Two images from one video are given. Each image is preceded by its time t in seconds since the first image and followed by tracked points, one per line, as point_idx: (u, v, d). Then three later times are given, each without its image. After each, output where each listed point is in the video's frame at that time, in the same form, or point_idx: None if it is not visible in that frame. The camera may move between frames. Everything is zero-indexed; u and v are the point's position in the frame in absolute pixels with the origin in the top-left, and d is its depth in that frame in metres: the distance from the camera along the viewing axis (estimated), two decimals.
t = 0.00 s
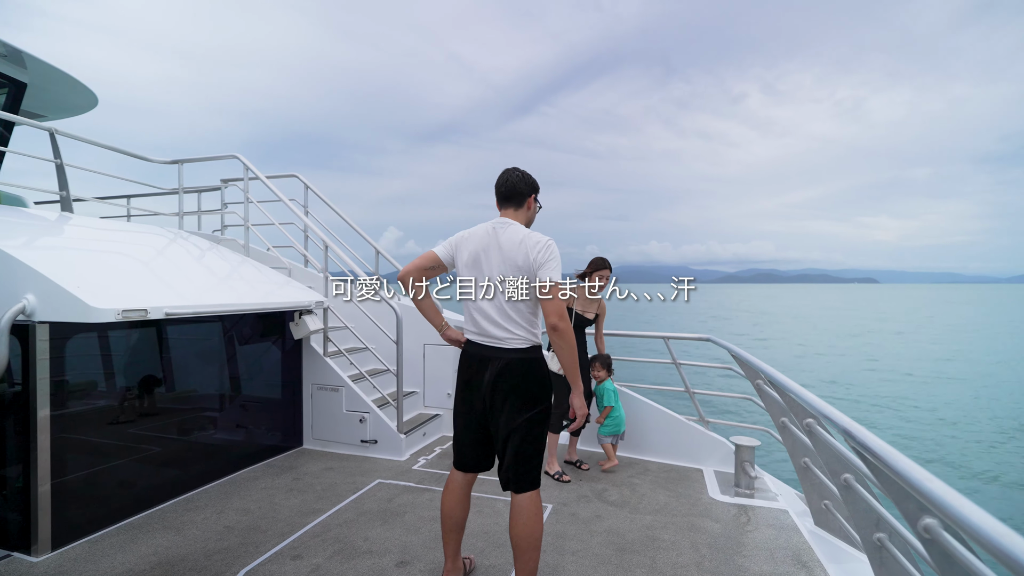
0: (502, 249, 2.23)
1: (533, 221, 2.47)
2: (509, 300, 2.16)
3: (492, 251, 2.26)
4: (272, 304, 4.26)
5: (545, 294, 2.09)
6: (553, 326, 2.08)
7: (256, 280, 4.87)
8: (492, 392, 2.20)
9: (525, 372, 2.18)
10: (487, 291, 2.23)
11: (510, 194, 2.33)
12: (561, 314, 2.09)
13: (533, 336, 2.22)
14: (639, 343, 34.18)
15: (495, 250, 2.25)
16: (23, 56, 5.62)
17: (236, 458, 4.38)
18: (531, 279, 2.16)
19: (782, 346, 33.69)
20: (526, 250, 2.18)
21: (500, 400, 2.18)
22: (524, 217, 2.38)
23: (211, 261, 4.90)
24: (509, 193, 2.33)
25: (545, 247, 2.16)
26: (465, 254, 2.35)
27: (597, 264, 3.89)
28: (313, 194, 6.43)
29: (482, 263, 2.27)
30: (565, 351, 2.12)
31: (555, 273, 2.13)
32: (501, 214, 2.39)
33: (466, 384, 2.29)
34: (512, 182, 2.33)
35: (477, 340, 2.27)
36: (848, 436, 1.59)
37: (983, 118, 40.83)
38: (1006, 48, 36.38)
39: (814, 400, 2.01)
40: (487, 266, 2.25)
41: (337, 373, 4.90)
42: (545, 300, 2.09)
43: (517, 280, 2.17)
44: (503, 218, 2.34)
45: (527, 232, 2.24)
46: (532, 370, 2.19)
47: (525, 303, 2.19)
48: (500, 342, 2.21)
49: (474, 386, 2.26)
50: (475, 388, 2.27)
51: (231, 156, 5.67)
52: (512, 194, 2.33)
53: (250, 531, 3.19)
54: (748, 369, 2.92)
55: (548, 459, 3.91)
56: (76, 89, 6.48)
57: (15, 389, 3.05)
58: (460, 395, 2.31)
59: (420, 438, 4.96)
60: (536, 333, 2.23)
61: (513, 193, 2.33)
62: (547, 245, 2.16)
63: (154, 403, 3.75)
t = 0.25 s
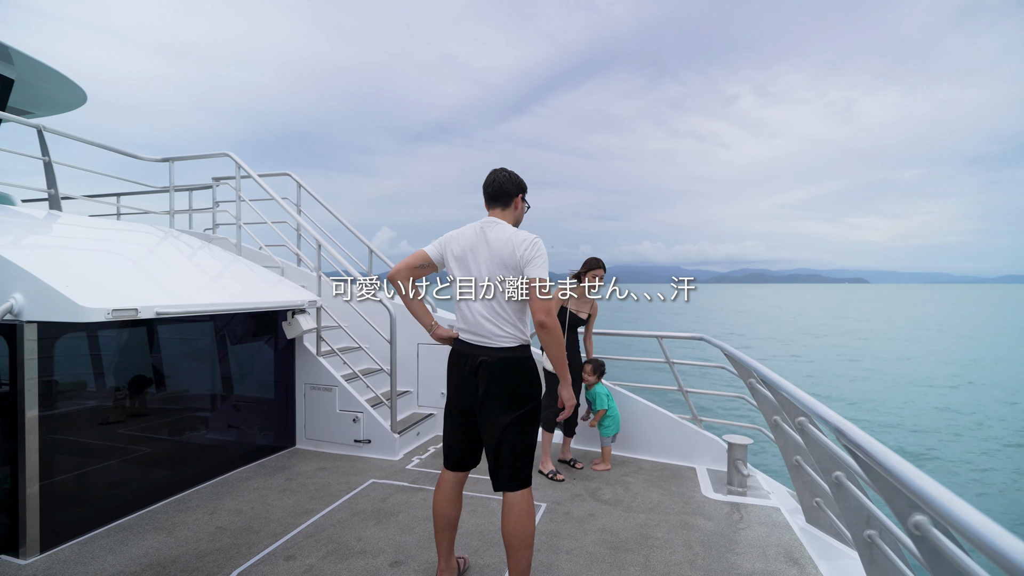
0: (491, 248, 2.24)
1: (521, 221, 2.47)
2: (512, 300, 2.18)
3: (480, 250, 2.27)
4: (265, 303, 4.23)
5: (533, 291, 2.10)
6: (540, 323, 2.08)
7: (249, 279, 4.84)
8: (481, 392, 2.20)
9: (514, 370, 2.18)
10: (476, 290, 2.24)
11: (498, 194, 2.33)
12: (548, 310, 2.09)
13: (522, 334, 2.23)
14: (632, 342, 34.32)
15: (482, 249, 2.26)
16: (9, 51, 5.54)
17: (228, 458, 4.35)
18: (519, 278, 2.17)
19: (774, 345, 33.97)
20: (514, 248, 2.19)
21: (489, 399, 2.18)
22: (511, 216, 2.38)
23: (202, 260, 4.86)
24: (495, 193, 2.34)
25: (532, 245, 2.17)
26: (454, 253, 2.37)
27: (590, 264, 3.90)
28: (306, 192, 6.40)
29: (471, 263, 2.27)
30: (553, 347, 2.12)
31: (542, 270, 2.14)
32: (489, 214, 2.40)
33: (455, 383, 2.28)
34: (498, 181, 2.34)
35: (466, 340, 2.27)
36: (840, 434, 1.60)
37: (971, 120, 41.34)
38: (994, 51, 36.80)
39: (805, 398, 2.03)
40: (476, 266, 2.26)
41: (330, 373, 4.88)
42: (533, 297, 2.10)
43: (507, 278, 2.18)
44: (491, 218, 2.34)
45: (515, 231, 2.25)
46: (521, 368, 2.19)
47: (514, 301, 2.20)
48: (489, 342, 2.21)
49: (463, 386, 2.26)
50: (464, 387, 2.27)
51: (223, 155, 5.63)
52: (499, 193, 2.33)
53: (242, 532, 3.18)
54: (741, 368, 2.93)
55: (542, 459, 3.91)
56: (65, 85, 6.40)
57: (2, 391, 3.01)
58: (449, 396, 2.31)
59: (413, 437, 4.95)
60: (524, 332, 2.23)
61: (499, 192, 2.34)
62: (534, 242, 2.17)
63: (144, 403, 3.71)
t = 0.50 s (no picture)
0: (480, 248, 2.26)
1: (512, 220, 2.48)
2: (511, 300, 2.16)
3: (471, 250, 2.29)
4: (259, 302, 4.22)
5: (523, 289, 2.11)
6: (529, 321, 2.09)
7: (243, 277, 4.82)
8: (474, 389, 2.20)
9: (506, 368, 2.19)
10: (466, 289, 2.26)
11: (487, 193, 2.35)
12: (537, 308, 2.09)
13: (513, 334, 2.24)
14: (625, 342, 34.45)
15: (472, 249, 2.28)
16: None
17: (221, 457, 4.33)
18: (508, 277, 2.18)
19: (765, 344, 34.23)
20: (504, 248, 2.21)
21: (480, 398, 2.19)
22: (501, 216, 2.39)
23: (194, 258, 4.84)
24: (485, 193, 2.35)
25: (522, 244, 2.19)
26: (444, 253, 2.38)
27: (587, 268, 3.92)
28: (300, 191, 6.39)
29: (462, 264, 2.29)
30: (541, 346, 2.14)
31: (532, 268, 2.16)
32: (479, 214, 2.41)
33: (448, 382, 2.29)
34: (487, 182, 2.36)
35: (456, 339, 2.28)
36: (832, 432, 1.62)
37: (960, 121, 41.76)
38: (984, 53, 37.17)
39: (798, 396, 2.05)
40: (467, 267, 2.28)
41: (323, 372, 4.87)
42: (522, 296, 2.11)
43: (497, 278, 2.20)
44: (480, 218, 2.36)
45: (504, 230, 2.27)
46: (511, 365, 2.20)
47: (504, 300, 2.21)
48: (481, 341, 2.22)
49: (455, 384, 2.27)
50: (456, 384, 2.28)
51: (216, 152, 5.60)
52: (488, 193, 2.35)
53: (236, 531, 3.17)
54: (734, 366, 2.95)
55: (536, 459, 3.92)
56: (54, 80, 6.32)
57: None
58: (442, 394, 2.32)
59: (408, 436, 4.95)
60: (513, 330, 2.24)
61: (488, 192, 2.35)
62: (523, 242, 2.20)
63: (136, 402, 3.69)
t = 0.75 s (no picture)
0: (470, 247, 2.26)
1: (503, 220, 2.48)
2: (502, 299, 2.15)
3: (460, 250, 2.29)
4: (252, 301, 4.20)
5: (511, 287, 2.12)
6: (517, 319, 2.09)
7: (236, 277, 4.79)
8: (466, 388, 2.21)
9: (497, 367, 2.19)
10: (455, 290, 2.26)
11: (477, 193, 2.35)
12: (525, 306, 2.09)
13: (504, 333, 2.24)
14: (620, 341, 34.53)
15: (462, 249, 2.28)
16: None
17: (213, 457, 4.31)
18: (497, 276, 2.18)
19: (759, 344, 34.42)
20: (491, 246, 2.20)
21: (472, 397, 2.20)
22: (491, 216, 2.39)
23: (187, 257, 4.81)
24: (474, 193, 2.36)
25: (510, 242, 2.18)
26: (435, 254, 2.39)
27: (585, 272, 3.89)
28: (294, 190, 6.37)
29: (451, 264, 2.29)
30: (530, 343, 2.13)
31: (521, 265, 2.15)
32: (469, 214, 2.42)
33: (440, 380, 2.30)
34: (476, 181, 2.36)
35: (449, 337, 2.30)
36: (822, 430, 1.63)
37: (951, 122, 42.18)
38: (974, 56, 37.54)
39: (789, 395, 2.06)
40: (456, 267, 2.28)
41: (317, 372, 4.85)
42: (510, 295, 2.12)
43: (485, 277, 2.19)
44: (470, 218, 2.36)
45: (493, 229, 2.26)
46: (502, 364, 2.20)
47: (493, 299, 2.22)
48: (472, 339, 2.22)
49: (448, 383, 2.28)
50: (447, 383, 2.29)
51: (208, 150, 5.57)
52: (477, 193, 2.35)
53: (228, 531, 3.15)
54: (727, 365, 2.97)
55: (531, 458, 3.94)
56: (44, 78, 6.27)
57: None
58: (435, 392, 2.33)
59: (402, 436, 4.94)
60: (503, 329, 2.24)
61: (478, 192, 2.35)
62: (511, 239, 2.18)
63: (128, 402, 3.66)
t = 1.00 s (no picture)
0: (460, 247, 2.26)
1: (494, 221, 2.47)
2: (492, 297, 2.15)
3: (451, 250, 2.29)
4: (243, 301, 4.17)
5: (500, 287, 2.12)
6: (506, 317, 2.09)
7: (227, 276, 4.75)
8: (457, 388, 2.20)
9: (485, 368, 2.19)
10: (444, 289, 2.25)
11: (468, 193, 2.35)
12: (514, 306, 2.09)
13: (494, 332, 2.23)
14: (614, 342, 34.62)
15: (453, 249, 2.28)
16: None
17: (205, 458, 4.28)
18: (487, 276, 2.18)
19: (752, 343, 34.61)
20: (481, 246, 2.20)
21: (461, 397, 2.19)
22: (482, 216, 2.39)
23: (178, 257, 4.76)
24: (465, 195, 2.36)
25: (499, 242, 2.18)
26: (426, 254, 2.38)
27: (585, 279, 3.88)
28: (286, 189, 6.33)
29: (442, 265, 2.29)
30: (519, 343, 2.12)
31: (510, 265, 2.16)
32: (460, 215, 2.41)
33: (430, 378, 2.29)
34: (467, 184, 2.36)
35: (438, 336, 2.29)
36: (812, 428, 1.64)
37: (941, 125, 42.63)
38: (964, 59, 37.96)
39: (779, 394, 2.07)
40: (447, 268, 2.28)
41: (309, 372, 4.82)
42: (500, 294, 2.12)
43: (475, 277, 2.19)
44: (461, 219, 2.36)
45: (484, 230, 2.26)
46: (491, 364, 2.19)
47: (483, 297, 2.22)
48: (462, 339, 2.22)
49: (438, 384, 2.27)
50: (438, 382, 2.28)
51: (200, 150, 5.53)
52: (468, 195, 2.36)
53: (219, 532, 3.13)
54: (719, 365, 2.97)
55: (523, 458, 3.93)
56: (34, 77, 6.22)
57: None
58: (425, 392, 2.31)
59: (395, 436, 4.93)
60: (493, 328, 2.23)
61: (469, 194, 2.35)
62: (501, 240, 2.18)
63: (118, 403, 3.63)
